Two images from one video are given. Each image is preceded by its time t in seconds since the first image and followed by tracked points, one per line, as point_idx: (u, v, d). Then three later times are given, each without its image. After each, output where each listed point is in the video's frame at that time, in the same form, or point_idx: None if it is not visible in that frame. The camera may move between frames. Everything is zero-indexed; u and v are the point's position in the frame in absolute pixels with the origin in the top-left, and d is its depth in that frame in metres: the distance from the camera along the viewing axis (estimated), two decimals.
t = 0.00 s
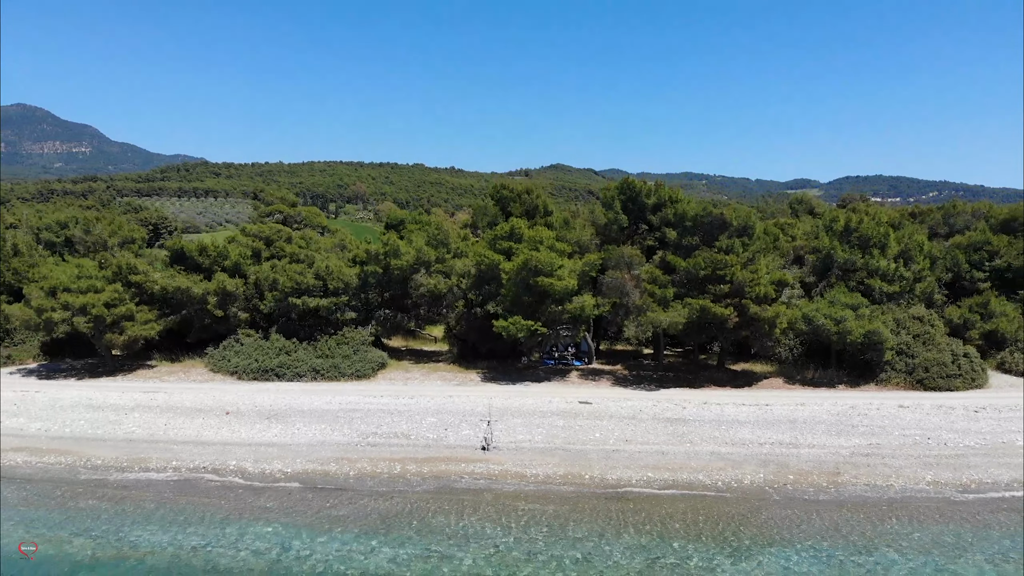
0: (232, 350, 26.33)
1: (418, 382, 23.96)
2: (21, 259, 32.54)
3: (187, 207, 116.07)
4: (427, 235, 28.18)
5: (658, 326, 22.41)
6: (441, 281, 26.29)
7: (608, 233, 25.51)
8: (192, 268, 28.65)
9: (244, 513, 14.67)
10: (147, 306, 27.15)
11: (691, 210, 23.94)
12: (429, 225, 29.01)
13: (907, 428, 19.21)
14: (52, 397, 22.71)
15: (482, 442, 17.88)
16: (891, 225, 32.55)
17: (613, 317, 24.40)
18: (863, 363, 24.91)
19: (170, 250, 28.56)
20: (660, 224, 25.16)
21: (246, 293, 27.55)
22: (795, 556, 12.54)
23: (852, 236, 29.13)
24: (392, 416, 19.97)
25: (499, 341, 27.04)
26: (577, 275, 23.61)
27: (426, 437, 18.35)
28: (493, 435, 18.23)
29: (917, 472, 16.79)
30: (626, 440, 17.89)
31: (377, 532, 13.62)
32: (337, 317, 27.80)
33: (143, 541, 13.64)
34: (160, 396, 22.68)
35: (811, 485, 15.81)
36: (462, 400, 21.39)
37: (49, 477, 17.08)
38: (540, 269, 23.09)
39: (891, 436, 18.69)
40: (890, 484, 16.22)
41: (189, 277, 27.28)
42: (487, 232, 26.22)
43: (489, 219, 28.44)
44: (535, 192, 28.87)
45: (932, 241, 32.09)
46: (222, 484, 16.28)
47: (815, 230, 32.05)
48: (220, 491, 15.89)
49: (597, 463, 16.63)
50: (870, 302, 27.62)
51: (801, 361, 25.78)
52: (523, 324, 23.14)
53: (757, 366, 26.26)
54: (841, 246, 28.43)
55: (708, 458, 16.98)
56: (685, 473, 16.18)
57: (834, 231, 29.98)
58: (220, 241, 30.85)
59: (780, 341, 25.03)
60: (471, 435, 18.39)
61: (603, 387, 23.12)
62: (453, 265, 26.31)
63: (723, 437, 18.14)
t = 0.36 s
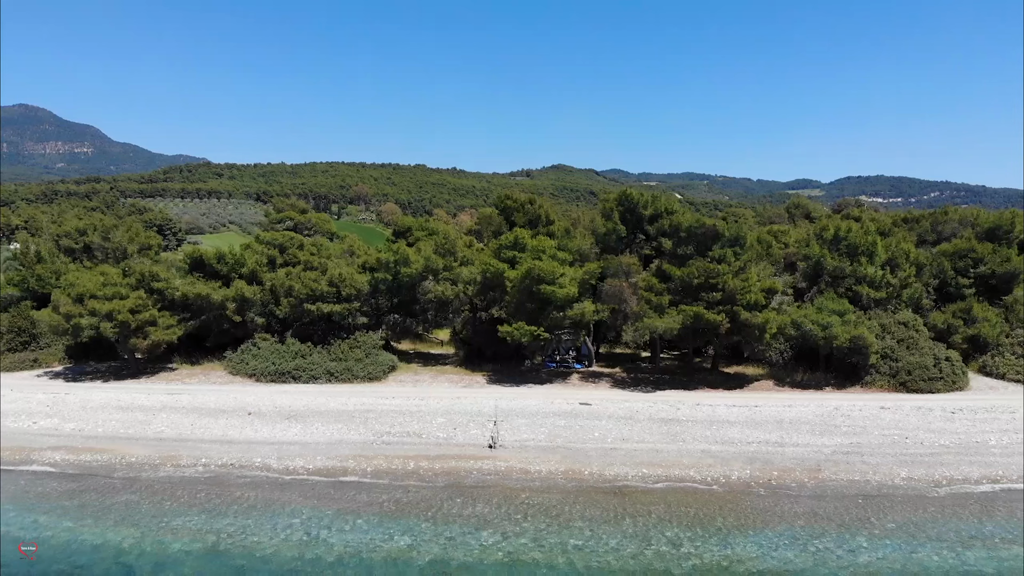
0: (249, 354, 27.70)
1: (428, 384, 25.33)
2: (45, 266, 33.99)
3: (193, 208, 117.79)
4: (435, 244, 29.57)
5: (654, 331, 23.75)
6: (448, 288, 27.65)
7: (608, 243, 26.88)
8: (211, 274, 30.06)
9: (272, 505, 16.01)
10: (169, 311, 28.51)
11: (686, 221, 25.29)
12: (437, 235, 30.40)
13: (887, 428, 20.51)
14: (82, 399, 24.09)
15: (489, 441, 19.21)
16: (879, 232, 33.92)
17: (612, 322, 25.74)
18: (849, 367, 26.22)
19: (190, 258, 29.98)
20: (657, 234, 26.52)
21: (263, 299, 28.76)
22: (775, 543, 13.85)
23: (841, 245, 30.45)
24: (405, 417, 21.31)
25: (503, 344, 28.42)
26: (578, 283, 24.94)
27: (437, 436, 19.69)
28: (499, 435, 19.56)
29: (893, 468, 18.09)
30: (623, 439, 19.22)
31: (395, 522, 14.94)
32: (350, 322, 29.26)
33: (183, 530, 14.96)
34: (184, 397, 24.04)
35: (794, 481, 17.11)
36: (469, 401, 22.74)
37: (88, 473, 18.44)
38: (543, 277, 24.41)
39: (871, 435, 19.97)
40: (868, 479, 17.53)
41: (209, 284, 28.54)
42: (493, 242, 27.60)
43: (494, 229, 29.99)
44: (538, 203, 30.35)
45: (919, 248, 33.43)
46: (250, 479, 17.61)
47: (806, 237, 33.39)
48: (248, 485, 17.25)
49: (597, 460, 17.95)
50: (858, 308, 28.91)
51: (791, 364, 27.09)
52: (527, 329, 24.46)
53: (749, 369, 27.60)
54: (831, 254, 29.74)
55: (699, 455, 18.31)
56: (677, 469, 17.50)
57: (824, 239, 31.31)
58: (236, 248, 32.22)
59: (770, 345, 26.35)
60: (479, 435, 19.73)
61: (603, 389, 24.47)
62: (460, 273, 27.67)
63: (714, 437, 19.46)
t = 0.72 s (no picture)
0: (264, 356, 28.96)
1: (435, 385, 26.60)
2: (65, 272, 35.31)
3: (198, 209, 119.13)
4: (442, 251, 30.84)
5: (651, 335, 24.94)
6: (454, 294, 28.88)
7: (607, 249, 28.22)
8: (226, 280, 31.32)
9: (294, 499, 17.25)
10: (187, 316, 29.76)
11: (682, 230, 26.47)
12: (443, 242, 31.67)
13: (871, 428, 21.69)
14: (107, 400, 25.34)
15: (495, 439, 20.43)
16: (870, 239, 35.18)
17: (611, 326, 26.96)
18: (838, 369, 27.41)
19: (206, 264, 31.23)
20: (654, 242, 27.74)
21: (277, 304, 29.99)
22: (759, 533, 15.02)
23: (832, 251, 31.61)
24: (414, 417, 22.51)
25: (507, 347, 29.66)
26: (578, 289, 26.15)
27: (446, 435, 20.90)
28: (505, 434, 20.77)
29: (874, 466, 19.27)
30: (621, 438, 20.40)
31: (408, 514, 16.14)
32: (360, 325, 30.58)
33: (212, 522, 16.17)
34: (204, 398, 25.27)
35: (781, 477, 18.29)
36: (475, 402, 23.94)
37: (119, 470, 19.69)
38: (545, 283, 25.58)
39: (856, 434, 21.15)
40: (851, 475, 18.70)
41: (225, 290, 29.76)
42: (497, 249, 28.86)
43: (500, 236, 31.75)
44: (541, 211, 31.88)
45: (909, 254, 34.63)
46: (271, 475, 18.83)
47: (799, 244, 34.67)
48: (270, 480, 18.49)
49: (596, 458, 19.14)
50: (848, 312, 30.10)
51: (782, 366, 28.27)
52: (529, 333, 25.65)
53: (743, 371, 28.81)
54: (822, 260, 30.91)
55: (692, 453, 19.50)
56: (672, 467, 18.68)
57: (815, 246, 32.53)
58: (249, 254, 33.39)
59: (763, 348, 27.53)
60: (485, 433, 20.93)
61: (602, 390, 25.68)
62: (465, 278, 28.89)
63: (707, 435, 20.66)
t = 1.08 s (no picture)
0: (279, 359, 30.37)
1: (443, 387, 28.02)
2: (85, 278, 36.80)
3: (201, 210, 120.45)
4: (449, 259, 32.32)
5: (647, 340, 26.31)
6: (461, 299, 30.29)
7: (606, 257, 29.83)
8: (242, 286, 32.74)
9: (315, 493, 18.64)
10: (205, 320, 31.14)
11: (677, 239, 27.87)
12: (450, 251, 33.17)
13: (854, 427, 23.04)
14: (132, 401, 26.73)
15: (501, 438, 21.83)
16: (860, 247, 36.58)
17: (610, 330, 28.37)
18: (826, 371, 28.76)
19: (222, 271, 32.65)
20: (651, 250, 29.23)
21: (291, 309, 31.38)
22: (743, 523, 16.40)
23: (822, 258, 33.01)
24: (424, 417, 23.90)
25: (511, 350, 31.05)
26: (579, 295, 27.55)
27: (454, 434, 22.30)
28: (510, 433, 22.16)
29: (855, 463, 20.63)
30: (619, 437, 21.76)
31: (421, 507, 17.52)
32: (371, 330, 31.94)
33: (240, 513, 17.58)
34: (224, 398, 26.68)
35: (767, 473, 19.66)
36: (481, 403, 25.32)
37: (150, 466, 21.06)
38: (547, 290, 26.94)
39: (840, 434, 22.49)
40: (832, 472, 20.07)
41: (241, 296, 31.19)
42: (502, 257, 30.33)
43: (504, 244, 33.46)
44: (544, 220, 33.42)
45: (898, 261, 35.98)
46: (293, 471, 20.24)
47: (791, 251, 36.12)
48: (292, 476, 19.88)
49: (596, 456, 20.51)
50: (838, 317, 31.45)
51: (773, 368, 29.61)
52: (532, 338, 27.00)
53: (735, 374, 30.22)
54: (812, 267, 32.34)
55: (685, 451, 20.88)
56: (665, 463, 20.05)
57: (806, 253, 33.95)
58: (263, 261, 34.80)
59: (754, 352, 28.92)
60: (491, 432, 22.32)
61: (601, 392, 27.07)
62: (471, 285, 30.33)
63: (699, 434, 22.03)
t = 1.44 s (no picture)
0: (293, 361, 31.79)
1: (450, 388, 29.45)
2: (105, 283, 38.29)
3: (206, 211, 121.95)
4: (456, 266, 33.79)
5: (645, 343, 27.68)
6: (467, 304, 31.71)
7: (606, 264, 31.30)
8: (257, 291, 34.16)
9: (334, 487, 20.05)
10: (222, 324, 32.55)
11: (672, 248, 29.30)
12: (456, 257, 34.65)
13: (840, 427, 24.40)
14: (156, 401, 28.16)
15: (506, 436, 23.22)
16: (851, 254, 37.99)
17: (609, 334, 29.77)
18: (815, 373, 30.07)
19: (238, 277, 34.07)
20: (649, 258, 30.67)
21: (304, 314, 32.77)
22: (731, 515, 17.76)
23: (813, 264, 34.39)
24: (433, 416, 25.31)
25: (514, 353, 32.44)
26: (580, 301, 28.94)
27: (463, 433, 23.69)
28: (515, 431, 23.56)
29: (838, 460, 21.99)
30: (618, 436, 23.14)
31: (433, 499, 18.91)
32: (382, 333, 33.65)
33: (265, 506, 18.98)
34: (243, 399, 28.10)
35: (756, 470, 21.01)
36: (488, 403, 26.71)
37: (177, 463, 22.50)
38: (549, 295, 28.32)
39: (825, 433, 23.85)
40: (817, 468, 21.42)
41: (257, 301, 32.62)
42: (506, 264, 31.73)
43: (508, 251, 34.86)
44: (546, 227, 34.85)
45: (887, 266, 37.35)
46: (312, 467, 21.66)
47: (784, 257, 37.53)
48: (311, 472, 21.27)
49: (595, 453, 21.89)
50: (828, 321, 32.82)
51: (766, 371, 30.81)
52: (535, 341, 28.37)
53: (730, 376, 31.63)
54: (803, 273, 33.75)
55: (679, 449, 22.24)
56: (661, 460, 21.42)
57: (798, 259, 35.34)
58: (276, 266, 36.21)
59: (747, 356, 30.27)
60: (497, 431, 23.71)
61: (601, 393, 28.46)
62: (476, 291, 31.71)
63: (693, 433, 23.39)
